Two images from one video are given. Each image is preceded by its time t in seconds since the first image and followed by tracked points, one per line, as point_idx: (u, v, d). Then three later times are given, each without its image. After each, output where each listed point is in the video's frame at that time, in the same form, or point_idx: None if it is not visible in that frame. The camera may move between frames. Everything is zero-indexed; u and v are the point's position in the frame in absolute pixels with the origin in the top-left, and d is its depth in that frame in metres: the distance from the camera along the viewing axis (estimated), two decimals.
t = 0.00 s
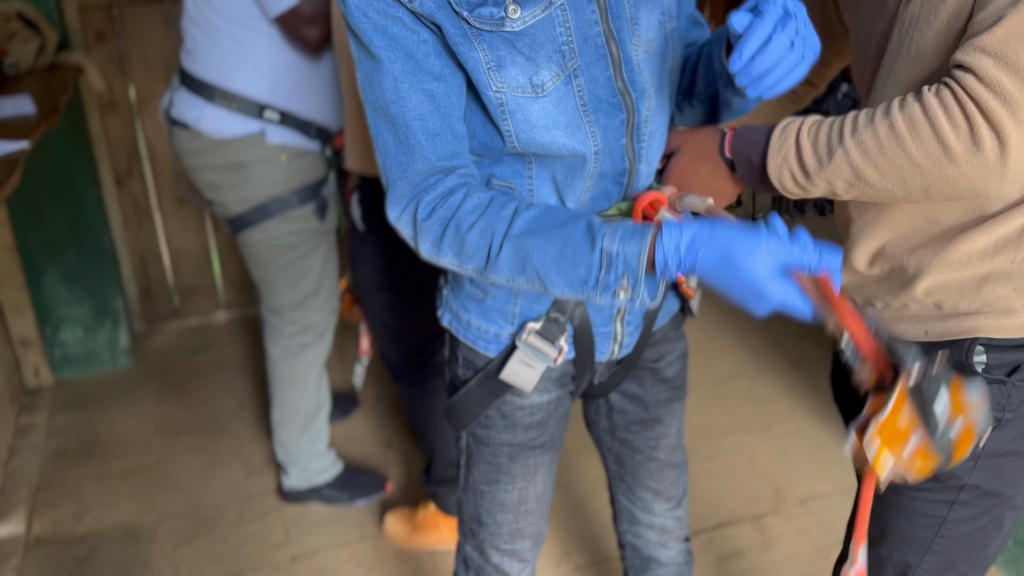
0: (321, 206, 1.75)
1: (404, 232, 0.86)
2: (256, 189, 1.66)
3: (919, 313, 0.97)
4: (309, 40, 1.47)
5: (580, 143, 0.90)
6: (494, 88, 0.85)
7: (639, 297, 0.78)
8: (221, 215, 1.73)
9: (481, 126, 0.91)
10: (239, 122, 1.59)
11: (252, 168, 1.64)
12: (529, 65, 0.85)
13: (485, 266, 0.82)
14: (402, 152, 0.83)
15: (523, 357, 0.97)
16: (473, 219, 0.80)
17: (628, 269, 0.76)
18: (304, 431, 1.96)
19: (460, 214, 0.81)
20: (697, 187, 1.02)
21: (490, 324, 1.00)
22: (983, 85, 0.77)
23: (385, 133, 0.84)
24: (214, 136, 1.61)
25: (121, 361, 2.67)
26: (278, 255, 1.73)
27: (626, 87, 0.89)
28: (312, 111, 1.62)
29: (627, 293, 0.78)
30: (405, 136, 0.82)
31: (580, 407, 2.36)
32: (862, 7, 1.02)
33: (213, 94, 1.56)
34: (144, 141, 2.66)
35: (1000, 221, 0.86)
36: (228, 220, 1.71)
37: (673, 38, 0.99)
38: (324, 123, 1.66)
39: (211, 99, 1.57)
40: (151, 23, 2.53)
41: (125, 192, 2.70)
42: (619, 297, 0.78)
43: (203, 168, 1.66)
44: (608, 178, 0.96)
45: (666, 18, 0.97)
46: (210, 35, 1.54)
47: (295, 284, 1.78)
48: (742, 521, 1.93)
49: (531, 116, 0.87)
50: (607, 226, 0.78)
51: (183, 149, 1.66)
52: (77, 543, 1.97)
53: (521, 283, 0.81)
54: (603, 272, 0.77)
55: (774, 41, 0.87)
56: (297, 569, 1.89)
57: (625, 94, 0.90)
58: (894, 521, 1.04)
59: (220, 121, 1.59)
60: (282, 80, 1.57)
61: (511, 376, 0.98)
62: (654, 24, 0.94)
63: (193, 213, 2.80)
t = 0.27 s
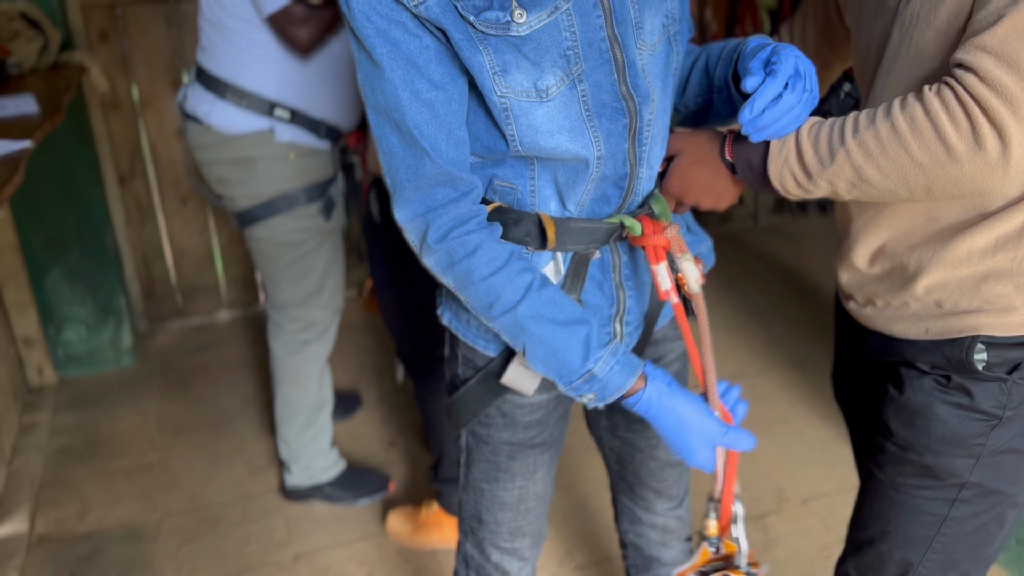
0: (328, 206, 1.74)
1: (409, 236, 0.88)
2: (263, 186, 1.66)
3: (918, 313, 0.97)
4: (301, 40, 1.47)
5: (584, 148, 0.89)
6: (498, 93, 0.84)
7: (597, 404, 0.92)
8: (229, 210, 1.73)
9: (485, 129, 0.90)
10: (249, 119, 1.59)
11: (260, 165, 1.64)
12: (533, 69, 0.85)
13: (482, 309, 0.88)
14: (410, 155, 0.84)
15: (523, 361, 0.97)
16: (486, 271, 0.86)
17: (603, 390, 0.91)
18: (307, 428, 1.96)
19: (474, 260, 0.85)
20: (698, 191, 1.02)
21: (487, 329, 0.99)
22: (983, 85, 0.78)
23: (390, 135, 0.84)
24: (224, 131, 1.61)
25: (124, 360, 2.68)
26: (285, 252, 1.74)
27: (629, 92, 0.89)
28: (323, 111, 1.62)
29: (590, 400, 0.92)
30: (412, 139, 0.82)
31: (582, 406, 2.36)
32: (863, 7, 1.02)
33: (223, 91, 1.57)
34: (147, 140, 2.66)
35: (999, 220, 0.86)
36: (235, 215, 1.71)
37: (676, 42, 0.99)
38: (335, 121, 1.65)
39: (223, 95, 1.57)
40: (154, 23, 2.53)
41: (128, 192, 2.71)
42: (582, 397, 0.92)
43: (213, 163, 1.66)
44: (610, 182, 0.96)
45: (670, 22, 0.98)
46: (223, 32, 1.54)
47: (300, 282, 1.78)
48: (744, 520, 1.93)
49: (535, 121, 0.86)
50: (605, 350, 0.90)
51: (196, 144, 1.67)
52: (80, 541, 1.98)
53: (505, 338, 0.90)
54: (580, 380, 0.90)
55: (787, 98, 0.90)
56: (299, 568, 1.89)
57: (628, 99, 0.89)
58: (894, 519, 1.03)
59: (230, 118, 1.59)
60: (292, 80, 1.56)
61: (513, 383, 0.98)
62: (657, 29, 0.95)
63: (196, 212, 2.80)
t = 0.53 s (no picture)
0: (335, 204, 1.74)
1: (410, 232, 0.88)
2: (272, 181, 1.66)
3: (925, 311, 0.97)
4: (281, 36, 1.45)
5: (588, 149, 0.89)
6: (504, 92, 0.84)
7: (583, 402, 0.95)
8: (236, 204, 1.74)
9: (489, 127, 0.89)
10: (259, 114, 1.59)
11: (269, 160, 1.64)
12: (539, 69, 0.85)
13: (479, 310, 0.90)
14: (411, 153, 0.83)
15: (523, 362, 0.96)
16: (485, 277, 0.86)
17: (590, 392, 0.93)
18: (309, 426, 1.96)
19: (473, 266, 0.86)
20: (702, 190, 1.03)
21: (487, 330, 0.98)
22: (990, 86, 0.77)
23: (391, 131, 0.84)
24: (235, 127, 1.61)
25: (127, 358, 2.68)
26: (289, 248, 1.74)
27: (636, 94, 0.89)
28: (334, 107, 1.62)
29: (576, 399, 0.94)
30: (413, 138, 0.82)
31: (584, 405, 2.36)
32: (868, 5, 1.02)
33: (235, 85, 1.57)
34: (150, 138, 2.67)
35: (1004, 216, 0.86)
36: (242, 209, 1.72)
37: (687, 43, 0.98)
38: (344, 119, 1.65)
39: (233, 90, 1.57)
40: (157, 21, 2.53)
41: (131, 190, 2.71)
42: (569, 396, 0.94)
43: (223, 157, 1.66)
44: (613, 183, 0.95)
45: (681, 22, 0.97)
46: (235, 28, 1.54)
47: (304, 279, 1.78)
48: (746, 518, 1.92)
49: (539, 122, 0.86)
50: (595, 355, 0.91)
51: (207, 138, 1.67)
52: (83, 539, 1.98)
53: (499, 337, 0.92)
54: (569, 382, 0.92)
55: (803, 66, 0.97)
56: (301, 566, 1.89)
57: (635, 100, 0.89)
58: (899, 518, 1.03)
59: (240, 113, 1.59)
60: (303, 76, 1.57)
61: (512, 380, 0.97)
62: (669, 30, 0.94)
63: (199, 211, 2.80)
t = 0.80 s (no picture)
0: (338, 201, 1.74)
1: (418, 231, 0.88)
2: (274, 179, 1.66)
3: (937, 316, 0.97)
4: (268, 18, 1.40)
5: (599, 146, 0.89)
6: (515, 89, 0.84)
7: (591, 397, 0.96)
8: (239, 202, 1.74)
9: (499, 126, 0.90)
10: (263, 112, 1.59)
11: (274, 158, 1.64)
12: (551, 66, 0.85)
13: (489, 308, 0.90)
14: (419, 151, 0.83)
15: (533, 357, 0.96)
16: (494, 276, 0.87)
17: (601, 387, 0.94)
18: (312, 423, 1.97)
19: (482, 265, 0.86)
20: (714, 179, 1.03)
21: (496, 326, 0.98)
22: (977, 63, 0.76)
23: (399, 129, 0.84)
24: (239, 123, 1.61)
25: (130, 356, 2.68)
26: (294, 245, 1.74)
27: (648, 90, 0.89)
28: (336, 105, 1.62)
29: (586, 394, 0.95)
30: (423, 137, 0.82)
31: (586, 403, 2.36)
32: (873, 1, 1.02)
33: (239, 82, 1.57)
34: (153, 136, 2.67)
35: (1009, 213, 0.86)
36: (246, 207, 1.72)
37: (700, 38, 0.97)
38: (347, 116, 1.65)
39: (237, 87, 1.57)
40: (160, 19, 2.53)
41: (134, 188, 2.71)
42: (579, 392, 0.95)
43: (227, 154, 1.67)
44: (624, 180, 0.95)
45: (694, 17, 0.96)
46: (237, 26, 1.54)
47: (308, 276, 1.78)
48: (749, 517, 1.92)
49: (551, 119, 0.86)
50: (604, 352, 0.92)
51: (212, 136, 1.66)
52: (86, 537, 1.98)
53: (508, 335, 0.93)
54: (579, 378, 0.93)
55: (794, 64, 0.98)
56: (304, 563, 1.89)
57: (647, 97, 0.89)
58: (910, 530, 1.03)
59: (244, 110, 1.59)
60: (306, 73, 1.56)
61: (523, 373, 0.97)
62: (683, 25, 0.94)
63: (201, 209, 2.80)
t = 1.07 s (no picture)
0: (339, 200, 1.74)
1: (425, 230, 0.89)
2: (277, 177, 1.66)
3: (942, 320, 0.94)
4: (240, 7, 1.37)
5: (606, 143, 0.89)
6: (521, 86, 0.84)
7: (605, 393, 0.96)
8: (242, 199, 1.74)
9: (505, 124, 0.90)
10: (265, 109, 1.59)
11: (276, 156, 1.64)
12: (557, 63, 0.85)
13: (498, 306, 0.90)
14: (425, 149, 0.83)
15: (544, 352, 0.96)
16: (502, 272, 0.87)
17: (613, 381, 0.93)
18: (314, 421, 1.97)
19: (490, 262, 0.86)
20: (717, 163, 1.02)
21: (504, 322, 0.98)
22: (937, 24, 0.73)
23: (405, 126, 0.84)
24: (241, 121, 1.61)
25: (133, 354, 2.69)
26: (296, 242, 1.74)
27: (655, 87, 0.89)
28: (337, 103, 1.62)
29: (598, 390, 0.95)
30: (428, 134, 0.82)
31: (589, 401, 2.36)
32: None
33: (241, 80, 1.57)
34: (156, 135, 2.67)
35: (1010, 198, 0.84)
36: (249, 204, 1.72)
37: (709, 35, 0.97)
38: (349, 114, 1.66)
39: (239, 85, 1.57)
40: (163, 17, 2.53)
41: (136, 186, 2.71)
42: (591, 388, 0.95)
43: (229, 152, 1.67)
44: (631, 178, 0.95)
45: (703, 15, 0.96)
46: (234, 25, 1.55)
47: (311, 273, 1.78)
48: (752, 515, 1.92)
49: (557, 115, 0.86)
50: (616, 345, 0.92)
51: (213, 134, 1.67)
52: (89, 534, 1.98)
53: (519, 332, 0.93)
54: (591, 372, 0.92)
55: (790, 59, 0.99)
56: (307, 561, 1.89)
57: (653, 94, 0.89)
58: (921, 540, 0.99)
59: (247, 108, 1.59)
60: (308, 71, 1.56)
61: (534, 366, 0.97)
62: (692, 21, 0.94)
63: (204, 207, 2.80)
